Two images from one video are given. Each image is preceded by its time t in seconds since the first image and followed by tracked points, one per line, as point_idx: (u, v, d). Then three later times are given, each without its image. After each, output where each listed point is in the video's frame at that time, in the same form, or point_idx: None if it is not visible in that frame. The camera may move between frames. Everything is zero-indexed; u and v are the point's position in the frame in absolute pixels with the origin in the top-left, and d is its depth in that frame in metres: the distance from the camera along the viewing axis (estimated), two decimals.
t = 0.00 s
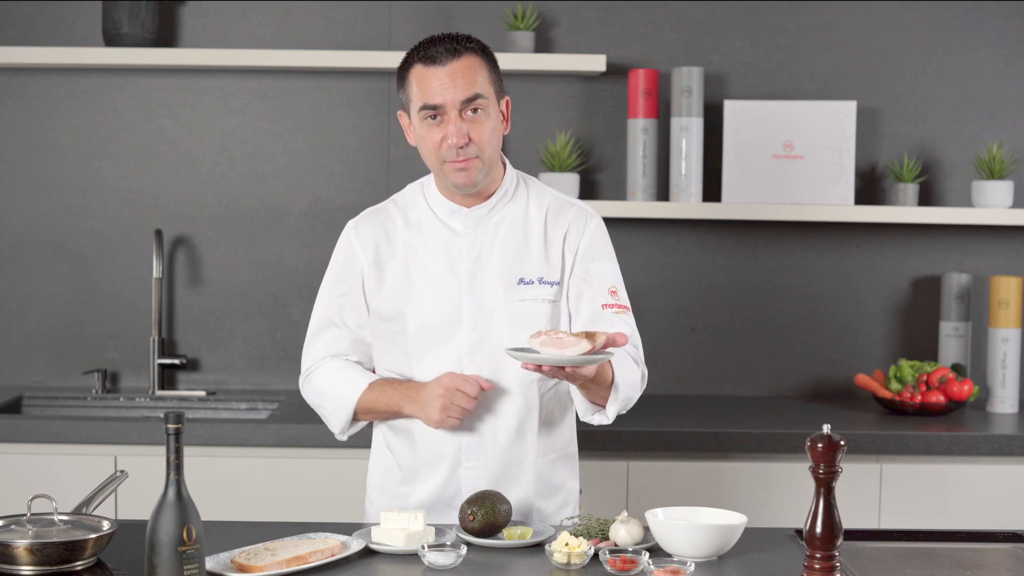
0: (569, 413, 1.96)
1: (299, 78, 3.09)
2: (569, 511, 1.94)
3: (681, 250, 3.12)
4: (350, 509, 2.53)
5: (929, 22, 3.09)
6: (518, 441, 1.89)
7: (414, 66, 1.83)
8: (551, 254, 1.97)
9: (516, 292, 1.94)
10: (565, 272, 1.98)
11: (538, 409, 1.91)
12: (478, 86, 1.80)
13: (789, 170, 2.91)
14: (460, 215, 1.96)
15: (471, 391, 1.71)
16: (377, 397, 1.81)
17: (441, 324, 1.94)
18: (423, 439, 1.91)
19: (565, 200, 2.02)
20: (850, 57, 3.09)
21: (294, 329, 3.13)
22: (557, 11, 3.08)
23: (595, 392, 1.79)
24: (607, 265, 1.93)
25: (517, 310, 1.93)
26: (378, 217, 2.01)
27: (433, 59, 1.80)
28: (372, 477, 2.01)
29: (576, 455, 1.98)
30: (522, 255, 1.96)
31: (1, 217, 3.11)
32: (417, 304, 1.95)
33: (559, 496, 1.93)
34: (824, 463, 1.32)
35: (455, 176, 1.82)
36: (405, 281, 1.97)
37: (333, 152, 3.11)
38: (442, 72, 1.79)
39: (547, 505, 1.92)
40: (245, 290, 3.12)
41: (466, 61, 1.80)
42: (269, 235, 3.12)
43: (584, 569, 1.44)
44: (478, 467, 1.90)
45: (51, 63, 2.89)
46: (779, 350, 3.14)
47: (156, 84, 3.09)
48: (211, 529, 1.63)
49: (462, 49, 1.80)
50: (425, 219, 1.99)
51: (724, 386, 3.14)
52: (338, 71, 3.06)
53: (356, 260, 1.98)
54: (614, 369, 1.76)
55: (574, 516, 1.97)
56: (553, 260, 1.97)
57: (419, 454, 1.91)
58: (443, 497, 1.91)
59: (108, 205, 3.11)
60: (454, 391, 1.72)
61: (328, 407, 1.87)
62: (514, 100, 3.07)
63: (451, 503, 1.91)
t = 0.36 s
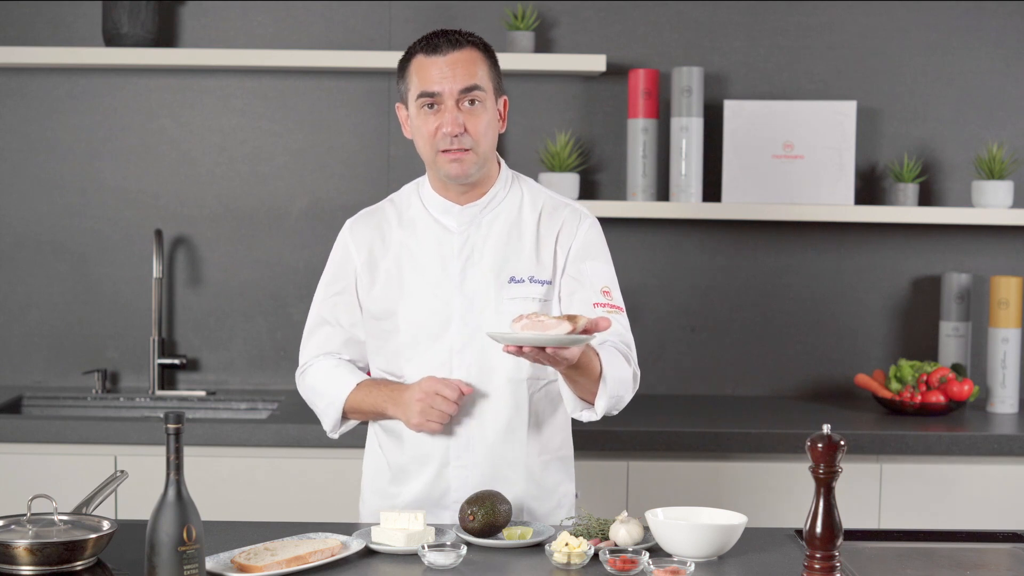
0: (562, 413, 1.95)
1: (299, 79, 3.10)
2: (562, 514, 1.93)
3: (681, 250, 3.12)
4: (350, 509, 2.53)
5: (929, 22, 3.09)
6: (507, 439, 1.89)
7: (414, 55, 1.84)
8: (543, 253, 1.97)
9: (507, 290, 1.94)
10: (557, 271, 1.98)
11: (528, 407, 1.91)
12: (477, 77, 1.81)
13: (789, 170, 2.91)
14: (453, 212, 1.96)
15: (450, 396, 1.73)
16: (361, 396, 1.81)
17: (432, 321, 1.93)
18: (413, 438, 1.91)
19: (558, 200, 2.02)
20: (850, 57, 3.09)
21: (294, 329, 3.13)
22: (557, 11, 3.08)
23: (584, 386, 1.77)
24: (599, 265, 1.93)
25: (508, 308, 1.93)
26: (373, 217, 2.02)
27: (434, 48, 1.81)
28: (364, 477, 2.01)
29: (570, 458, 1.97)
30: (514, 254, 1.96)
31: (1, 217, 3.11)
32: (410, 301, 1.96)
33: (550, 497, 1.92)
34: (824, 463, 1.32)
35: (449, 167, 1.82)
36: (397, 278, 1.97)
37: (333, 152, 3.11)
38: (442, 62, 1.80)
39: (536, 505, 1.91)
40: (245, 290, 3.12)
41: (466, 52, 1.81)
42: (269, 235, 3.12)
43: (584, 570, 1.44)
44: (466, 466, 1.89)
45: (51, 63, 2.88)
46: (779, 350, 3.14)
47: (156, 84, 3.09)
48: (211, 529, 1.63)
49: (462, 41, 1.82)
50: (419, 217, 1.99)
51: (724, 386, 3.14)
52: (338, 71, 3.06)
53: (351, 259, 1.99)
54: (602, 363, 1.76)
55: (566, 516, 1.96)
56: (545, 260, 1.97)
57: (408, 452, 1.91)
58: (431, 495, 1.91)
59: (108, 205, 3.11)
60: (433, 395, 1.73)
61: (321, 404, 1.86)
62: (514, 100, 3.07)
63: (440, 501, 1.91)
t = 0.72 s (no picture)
0: (557, 412, 1.96)
1: (299, 79, 3.10)
2: (556, 513, 1.93)
3: (680, 250, 3.12)
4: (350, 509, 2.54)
5: (928, 22, 3.09)
6: (503, 436, 1.90)
7: (420, 51, 1.84)
8: (538, 252, 1.97)
9: (502, 288, 1.94)
10: (551, 270, 1.98)
11: (523, 404, 1.91)
12: (481, 76, 1.81)
13: (789, 170, 2.91)
14: (448, 211, 1.97)
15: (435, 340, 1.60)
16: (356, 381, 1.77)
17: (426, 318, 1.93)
18: (406, 436, 1.90)
19: (553, 201, 2.03)
20: (850, 57, 3.09)
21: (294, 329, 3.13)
22: (557, 11, 3.08)
23: (578, 387, 1.78)
24: (594, 265, 1.94)
25: (502, 306, 1.93)
26: (366, 215, 2.02)
27: (440, 45, 1.81)
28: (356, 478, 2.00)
29: (564, 458, 1.97)
30: (509, 252, 1.96)
31: (1, 217, 3.11)
32: (404, 299, 1.95)
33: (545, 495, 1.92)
34: (824, 463, 1.32)
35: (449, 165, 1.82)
36: (391, 275, 1.96)
37: (333, 152, 3.11)
38: (448, 59, 1.81)
39: (531, 503, 1.91)
40: (245, 290, 3.12)
41: (473, 52, 1.81)
42: (268, 235, 3.12)
43: (584, 570, 1.44)
44: (460, 463, 1.90)
45: (51, 63, 2.88)
46: (779, 350, 3.14)
47: (156, 84, 3.09)
48: (211, 529, 1.63)
49: (469, 39, 1.82)
50: (414, 215, 1.99)
51: (724, 386, 3.14)
52: (338, 71, 3.06)
53: (343, 256, 1.98)
54: (597, 363, 1.76)
55: (561, 517, 1.95)
56: (540, 258, 1.97)
57: (402, 450, 1.91)
58: (425, 493, 1.90)
59: (108, 205, 3.11)
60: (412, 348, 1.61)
61: (310, 396, 1.83)
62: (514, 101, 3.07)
63: (434, 500, 1.91)
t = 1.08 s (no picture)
0: (551, 411, 1.97)
1: (299, 79, 3.10)
2: (550, 511, 1.94)
3: (680, 250, 3.12)
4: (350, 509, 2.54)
5: (928, 22, 3.09)
6: (498, 436, 1.90)
7: (424, 59, 1.82)
8: (532, 253, 1.97)
9: (496, 289, 1.94)
10: (545, 270, 1.98)
11: (518, 405, 1.92)
12: (485, 87, 1.80)
13: (789, 170, 2.91)
14: (443, 211, 1.97)
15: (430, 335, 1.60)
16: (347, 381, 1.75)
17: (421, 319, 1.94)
18: (401, 436, 1.90)
19: (547, 202, 2.02)
20: (850, 57, 3.09)
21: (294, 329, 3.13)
22: (557, 11, 3.08)
23: (575, 390, 1.78)
24: (588, 267, 1.94)
25: (496, 306, 1.94)
26: (360, 213, 2.00)
27: (444, 54, 1.80)
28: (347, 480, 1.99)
29: (557, 456, 1.99)
30: (503, 252, 1.96)
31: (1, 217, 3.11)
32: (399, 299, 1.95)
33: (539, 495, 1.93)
34: (824, 463, 1.32)
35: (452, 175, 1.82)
36: (386, 275, 1.96)
37: (333, 152, 3.11)
38: (452, 69, 1.79)
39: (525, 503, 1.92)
40: (245, 290, 3.12)
41: (476, 60, 1.80)
42: (269, 235, 3.12)
43: (584, 569, 1.44)
44: (456, 463, 1.90)
45: (51, 63, 2.88)
46: (779, 350, 3.14)
47: (156, 84, 3.09)
48: (211, 529, 1.63)
49: (473, 49, 1.81)
50: (409, 214, 1.99)
51: (723, 386, 3.14)
52: (338, 71, 3.06)
53: (336, 253, 1.96)
54: (594, 366, 1.76)
55: (554, 517, 1.96)
56: (535, 259, 1.97)
57: (397, 451, 1.91)
58: (421, 493, 1.90)
59: (108, 205, 3.11)
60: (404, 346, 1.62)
61: (298, 396, 1.80)
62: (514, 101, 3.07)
63: (429, 500, 1.90)
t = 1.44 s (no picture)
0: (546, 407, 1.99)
1: (299, 79, 3.10)
2: (550, 508, 1.95)
3: (681, 250, 3.12)
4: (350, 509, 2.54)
5: (928, 22, 3.09)
6: (497, 435, 1.91)
7: (423, 71, 1.80)
8: (523, 251, 1.99)
9: (490, 289, 1.94)
10: (537, 268, 2.00)
11: (516, 402, 1.93)
12: (484, 101, 1.79)
13: (789, 170, 2.91)
14: (433, 213, 1.96)
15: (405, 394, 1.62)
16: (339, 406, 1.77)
17: (415, 321, 1.93)
18: (402, 438, 1.90)
19: (533, 199, 2.04)
20: (849, 57, 3.09)
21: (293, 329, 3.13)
22: (557, 11, 3.08)
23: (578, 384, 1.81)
24: (578, 262, 1.97)
25: (491, 307, 1.94)
26: (346, 217, 2.01)
27: (444, 69, 1.77)
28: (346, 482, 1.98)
29: (553, 452, 1.99)
30: (495, 252, 1.97)
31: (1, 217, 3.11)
32: (390, 302, 1.95)
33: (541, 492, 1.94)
34: (824, 463, 1.32)
35: (452, 187, 1.83)
36: (377, 279, 1.96)
37: (333, 152, 3.11)
38: (452, 84, 1.77)
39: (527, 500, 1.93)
40: (245, 290, 3.12)
41: (476, 76, 1.78)
42: (269, 235, 3.12)
43: (584, 570, 1.44)
44: (459, 463, 1.90)
45: (51, 63, 2.88)
46: (779, 350, 3.14)
47: (156, 84, 3.09)
48: (211, 529, 1.63)
49: (472, 62, 1.79)
50: (397, 217, 1.99)
51: (723, 386, 3.14)
52: (338, 71, 3.06)
53: (325, 259, 1.97)
54: (597, 361, 1.80)
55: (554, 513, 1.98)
56: (526, 257, 1.98)
57: (399, 452, 1.91)
58: (425, 494, 1.90)
59: (108, 205, 3.11)
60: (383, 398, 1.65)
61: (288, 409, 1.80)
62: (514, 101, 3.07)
63: (433, 500, 1.91)
